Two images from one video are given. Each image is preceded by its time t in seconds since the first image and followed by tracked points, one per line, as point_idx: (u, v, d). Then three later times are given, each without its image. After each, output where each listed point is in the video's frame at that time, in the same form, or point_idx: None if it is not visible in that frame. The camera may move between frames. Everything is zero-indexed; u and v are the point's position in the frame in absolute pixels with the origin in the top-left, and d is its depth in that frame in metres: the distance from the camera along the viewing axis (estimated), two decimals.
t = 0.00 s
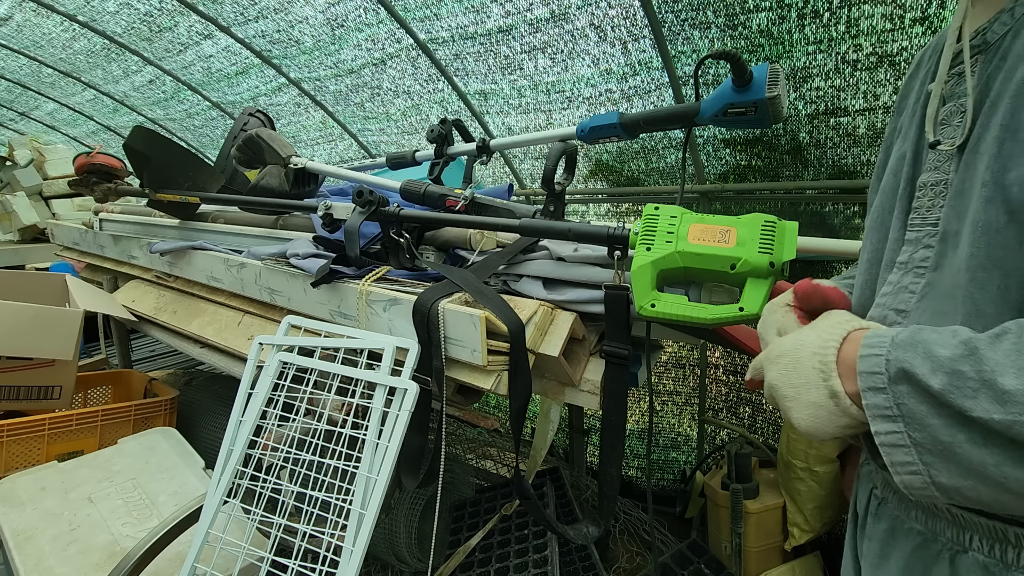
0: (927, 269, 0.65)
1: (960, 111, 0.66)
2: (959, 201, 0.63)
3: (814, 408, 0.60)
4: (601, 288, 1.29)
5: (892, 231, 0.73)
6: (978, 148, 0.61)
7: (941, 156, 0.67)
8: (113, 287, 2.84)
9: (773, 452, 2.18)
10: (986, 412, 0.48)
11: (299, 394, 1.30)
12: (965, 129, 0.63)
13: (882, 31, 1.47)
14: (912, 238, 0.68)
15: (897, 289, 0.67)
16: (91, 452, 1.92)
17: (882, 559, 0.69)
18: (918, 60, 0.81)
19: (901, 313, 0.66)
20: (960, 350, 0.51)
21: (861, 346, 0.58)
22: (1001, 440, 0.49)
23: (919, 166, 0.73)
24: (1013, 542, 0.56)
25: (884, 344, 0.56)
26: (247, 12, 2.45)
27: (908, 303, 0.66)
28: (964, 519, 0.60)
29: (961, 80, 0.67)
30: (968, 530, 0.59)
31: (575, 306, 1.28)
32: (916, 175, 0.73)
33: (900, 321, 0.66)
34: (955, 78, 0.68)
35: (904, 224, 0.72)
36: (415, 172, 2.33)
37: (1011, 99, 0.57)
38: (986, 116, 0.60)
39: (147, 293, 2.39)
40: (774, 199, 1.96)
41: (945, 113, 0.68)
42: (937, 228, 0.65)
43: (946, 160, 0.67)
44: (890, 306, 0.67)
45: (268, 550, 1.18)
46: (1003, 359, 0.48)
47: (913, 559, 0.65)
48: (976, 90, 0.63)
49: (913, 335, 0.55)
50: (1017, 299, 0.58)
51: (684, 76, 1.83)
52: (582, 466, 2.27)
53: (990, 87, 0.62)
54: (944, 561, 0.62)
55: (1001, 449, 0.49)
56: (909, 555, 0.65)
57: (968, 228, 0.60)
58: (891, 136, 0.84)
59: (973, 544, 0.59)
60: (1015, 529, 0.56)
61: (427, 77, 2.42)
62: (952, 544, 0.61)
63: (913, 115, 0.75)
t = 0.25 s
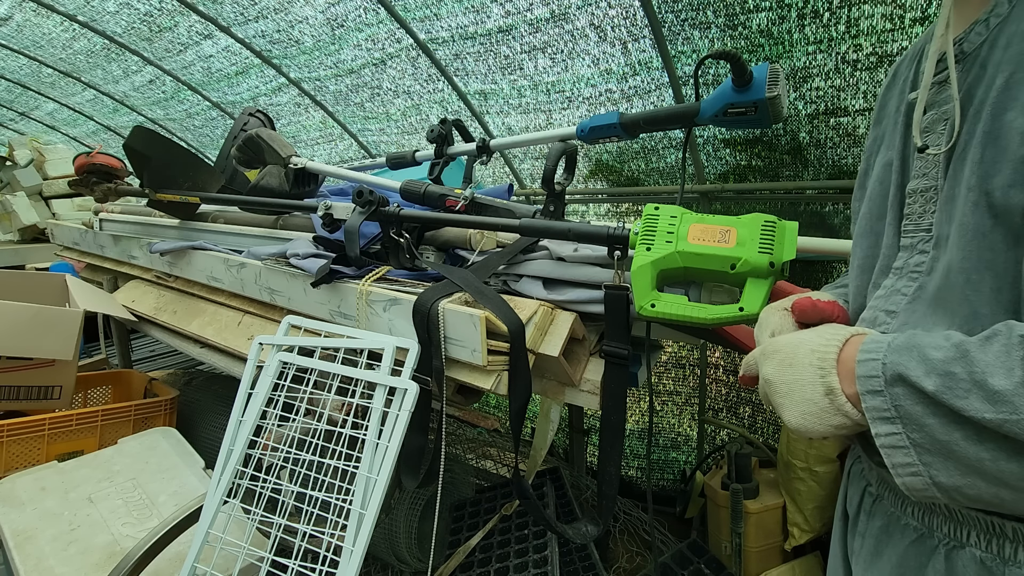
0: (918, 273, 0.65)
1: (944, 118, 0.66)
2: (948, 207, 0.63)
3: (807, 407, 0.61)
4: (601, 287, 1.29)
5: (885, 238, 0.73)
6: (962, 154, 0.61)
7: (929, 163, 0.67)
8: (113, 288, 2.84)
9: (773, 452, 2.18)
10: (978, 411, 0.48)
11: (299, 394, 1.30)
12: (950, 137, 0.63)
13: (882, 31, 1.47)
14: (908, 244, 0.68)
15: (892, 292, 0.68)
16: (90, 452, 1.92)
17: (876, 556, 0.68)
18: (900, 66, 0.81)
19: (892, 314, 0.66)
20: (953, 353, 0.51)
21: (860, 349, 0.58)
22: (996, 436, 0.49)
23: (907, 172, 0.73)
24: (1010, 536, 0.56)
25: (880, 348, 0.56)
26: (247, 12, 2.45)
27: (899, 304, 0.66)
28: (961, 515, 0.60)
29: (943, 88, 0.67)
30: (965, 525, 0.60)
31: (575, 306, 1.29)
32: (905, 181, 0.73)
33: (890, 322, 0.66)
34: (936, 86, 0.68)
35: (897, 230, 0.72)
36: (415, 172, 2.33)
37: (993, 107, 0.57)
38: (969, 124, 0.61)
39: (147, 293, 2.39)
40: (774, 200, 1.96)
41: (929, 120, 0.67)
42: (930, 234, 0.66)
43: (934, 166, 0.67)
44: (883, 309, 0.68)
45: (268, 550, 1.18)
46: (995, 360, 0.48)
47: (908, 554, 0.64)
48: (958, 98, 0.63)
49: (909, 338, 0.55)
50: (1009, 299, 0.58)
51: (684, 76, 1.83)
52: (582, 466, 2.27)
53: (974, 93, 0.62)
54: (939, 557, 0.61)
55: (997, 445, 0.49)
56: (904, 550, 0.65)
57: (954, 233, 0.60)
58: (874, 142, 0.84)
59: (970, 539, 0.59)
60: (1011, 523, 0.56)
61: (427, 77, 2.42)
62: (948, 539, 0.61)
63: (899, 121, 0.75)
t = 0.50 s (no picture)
0: (905, 269, 0.66)
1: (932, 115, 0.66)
2: (935, 203, 0.63)
3: (794, 397, 0.61)
4: (601, 287, 1.29)
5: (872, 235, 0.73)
6: (952, 150, 0.61)
7: (914, 160, 0.67)
8: (113, 288, 2.84)
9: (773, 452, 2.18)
10: (966, 401, 0.48)
11: (299, 394, 1.30)
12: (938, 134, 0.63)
13: (882, 31, 1.47)
14: (891, 240, 0.68)
15: (881, 290, 0.68)
16: (91, 452, 1.92)
17: (873, 557, 0.68)
18: (892, 65, 0.81)
19: (886, 313, 0.66)
20: (942, 345, 0.51)
21: (850, 342, 0.58)
22: (985, 427, 0.49)
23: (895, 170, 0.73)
24: (1007, 536, 0.56)
25: (870, 342, 0.56)
26: (247, 12, 2.45)
27: (891, 303, 0.66)
28: (959, 515, 0.60)
29: (932, 86, 0.67)
30: (963, 526, 0.60)
31: (575, 306, 1.29)
32: (893, 179, 0.73)
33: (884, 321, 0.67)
34: (924, 85, 0.68)
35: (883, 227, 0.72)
36: (415, 172, 2.33)
37: (984, 104, 0.57)
38: (959, 121, 0.60)
39: (147, 293, 2.39)
40: (774, 199, 1.96)
41: (918, 118, 0.67)
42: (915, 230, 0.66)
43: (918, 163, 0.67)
44: (876, 308, 0.68)
45: (268, 550, 1.18)
46: (983, 352, 0.49)
47: (905, 556, 0.64)
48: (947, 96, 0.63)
49: (900, 332, 0.55)
50: (999, 294, 0.58)
51: (684, 76, 1.83)
52: (582, 466, 2.27)
53: (963, 90, 0.61)
54: (937, 557, 0.61)
55: (985, 435, 0.49)
56: (902, 552, 0.65)
57: (941, 229, 0.60)
58: (865, 141, 0.84)
59: (967, 539, 0.59)
60: (1008, 523, 0.56)
61: (427, 77, 2.42)
62: (945, 540, 0.61)
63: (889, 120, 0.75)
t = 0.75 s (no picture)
0: (905, 264, 0.66)
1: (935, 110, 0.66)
2: (935, 197, 0.63)
3: (791, 386, 0.60)
4: (601, 287, 1.29)
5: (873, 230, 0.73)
6: (953, 144, 0.61)
7: (916, 154, 0.67)
8: (113, 288, 2.84)
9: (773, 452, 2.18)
10: (958, 390, 0.48)
11: (299, 394, 1.30)
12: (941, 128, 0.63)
13: (882, 31, 1.47)
14: (891, 235, 0.68)
15: (880, 285, 0.68)
16: (90, 452, 1.92)
17: (862, 552, 0.68)
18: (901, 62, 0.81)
19: (883, 307, 0.67)
20: (937, 334, 0.51)
21: (847, 332, 0.58)
22: (977, 416, 0.49)
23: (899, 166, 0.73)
24: (993, 531, 0.56)
25: (867, 331, 0.56)
26: (247, 12, 2.45)
27: (889, 297, 0.66)
28: (946, 510, 0.60)
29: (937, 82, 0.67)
30: (950, 521, 0.60)
31: (575, 306, 1.29)
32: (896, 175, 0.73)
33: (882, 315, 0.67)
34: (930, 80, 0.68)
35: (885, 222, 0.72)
36: (415, 172, 2.33)
37: (985, 98, 0.57)
38: (962, 116, 0.60)
39: (147, 293, 2.39)
40: (774, 199, 1.96)
41: (922, 113, 0.67)
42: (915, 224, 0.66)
43: (922, 157, 0.67)
44: (874, 302, 0.68)
45: (268, 550, 1.18)
46: (976, 341, 0.49)
47: (893, 550, 0.65)
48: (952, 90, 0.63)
49: (895, 321, 0.55)
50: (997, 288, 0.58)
51: (684, 76, 1.83)
52: (582, 466, 2.26)
53: (966, 85, 0.61)
54: (924, 552, 0.62)
55: (975, 424, 0.49)
56: (890, 547, 0.65)
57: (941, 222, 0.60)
58: (872, 140, 0.84)
59: (954, 534, 0.59)
60: (995, 518, 0.56)
61: (427, 77, 2.42)
62: (933, 535, 0.61)
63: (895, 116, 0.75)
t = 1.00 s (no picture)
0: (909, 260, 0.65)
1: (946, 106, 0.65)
2: (944, 193, 0.62)
3: (804, 388, 0.60)
4: (601, 287, 1.29)
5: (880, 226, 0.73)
6: (965, 140, 0.61)
7: (927, 151, 0.67)
8: (113, 288, 2.84)
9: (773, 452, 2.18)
10: (975, 389, 0.48)
11: (299, 394, 1.30)
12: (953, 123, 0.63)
13: (882, 31, 1.47)
14: (897, 231, 0.68)
15: (885, 281, 0.68)
16: (91, 452, 1.92)
17: (858, 552, 0.68)
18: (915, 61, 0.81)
19: (887, 304, 0.67)
20: (952, 332, 0.51)
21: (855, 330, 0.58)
22: (990, 416, 0.49)
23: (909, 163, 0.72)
24: (991, 533, 0.56)
25: (876, 328, 0.56)
26: (247, 12, 2.45)
27: (893, 293, 0.66)
28: (943, 511, 0.60)
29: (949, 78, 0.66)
30: (947, 521, 0.59)
31: (575, 306, 1.29)
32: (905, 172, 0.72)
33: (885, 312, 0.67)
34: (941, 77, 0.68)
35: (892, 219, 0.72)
36: (415, 172, 2.33)
37: (999, 94, 0.56)
38: (974, 112, 0.60)
39: (147, 293, 2.39)
40: (774, 199, 1.96)
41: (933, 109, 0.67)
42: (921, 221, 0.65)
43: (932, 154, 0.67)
44: (877, 298, 0.68)
45: (268, 550, 1.17)
46: (991, 338, 0.48)
47: (889, 550, 0.65)
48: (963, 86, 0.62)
49: (906, 318, 0.55)
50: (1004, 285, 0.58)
51: (684, 76, 1.83)
52: (582, 466, 2.26)
53: (979, 80, 0.61)
54: (920, 553, 0.61)
55: (989, 424, 0.49)
56: (886, 546, 0.65)
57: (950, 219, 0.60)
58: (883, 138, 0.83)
59: (951, 536, 0.59)
60: (993, 520, 0.56)
61: (427, 77, 2.42)
62: (930, 536, 0.61)
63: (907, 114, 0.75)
